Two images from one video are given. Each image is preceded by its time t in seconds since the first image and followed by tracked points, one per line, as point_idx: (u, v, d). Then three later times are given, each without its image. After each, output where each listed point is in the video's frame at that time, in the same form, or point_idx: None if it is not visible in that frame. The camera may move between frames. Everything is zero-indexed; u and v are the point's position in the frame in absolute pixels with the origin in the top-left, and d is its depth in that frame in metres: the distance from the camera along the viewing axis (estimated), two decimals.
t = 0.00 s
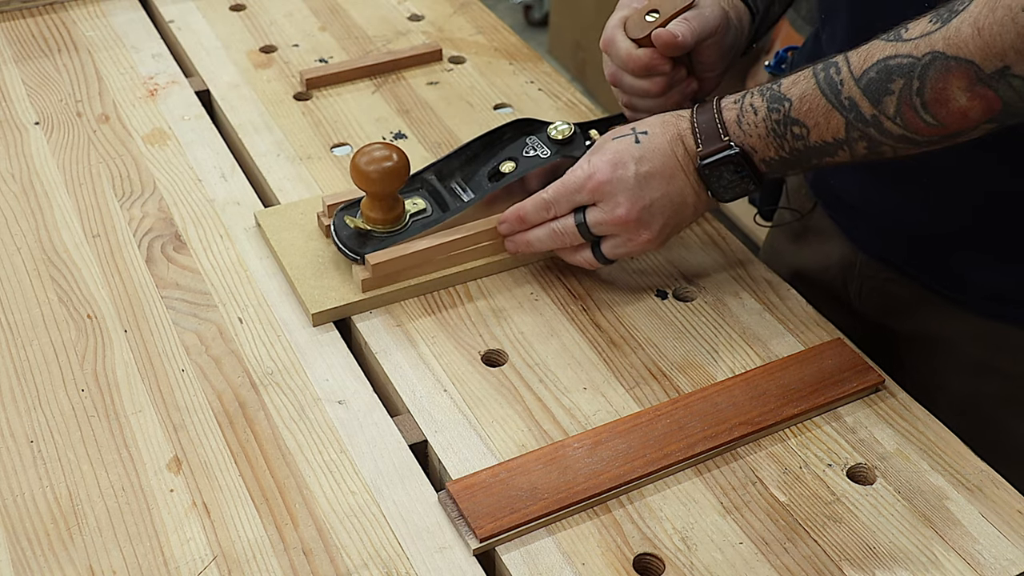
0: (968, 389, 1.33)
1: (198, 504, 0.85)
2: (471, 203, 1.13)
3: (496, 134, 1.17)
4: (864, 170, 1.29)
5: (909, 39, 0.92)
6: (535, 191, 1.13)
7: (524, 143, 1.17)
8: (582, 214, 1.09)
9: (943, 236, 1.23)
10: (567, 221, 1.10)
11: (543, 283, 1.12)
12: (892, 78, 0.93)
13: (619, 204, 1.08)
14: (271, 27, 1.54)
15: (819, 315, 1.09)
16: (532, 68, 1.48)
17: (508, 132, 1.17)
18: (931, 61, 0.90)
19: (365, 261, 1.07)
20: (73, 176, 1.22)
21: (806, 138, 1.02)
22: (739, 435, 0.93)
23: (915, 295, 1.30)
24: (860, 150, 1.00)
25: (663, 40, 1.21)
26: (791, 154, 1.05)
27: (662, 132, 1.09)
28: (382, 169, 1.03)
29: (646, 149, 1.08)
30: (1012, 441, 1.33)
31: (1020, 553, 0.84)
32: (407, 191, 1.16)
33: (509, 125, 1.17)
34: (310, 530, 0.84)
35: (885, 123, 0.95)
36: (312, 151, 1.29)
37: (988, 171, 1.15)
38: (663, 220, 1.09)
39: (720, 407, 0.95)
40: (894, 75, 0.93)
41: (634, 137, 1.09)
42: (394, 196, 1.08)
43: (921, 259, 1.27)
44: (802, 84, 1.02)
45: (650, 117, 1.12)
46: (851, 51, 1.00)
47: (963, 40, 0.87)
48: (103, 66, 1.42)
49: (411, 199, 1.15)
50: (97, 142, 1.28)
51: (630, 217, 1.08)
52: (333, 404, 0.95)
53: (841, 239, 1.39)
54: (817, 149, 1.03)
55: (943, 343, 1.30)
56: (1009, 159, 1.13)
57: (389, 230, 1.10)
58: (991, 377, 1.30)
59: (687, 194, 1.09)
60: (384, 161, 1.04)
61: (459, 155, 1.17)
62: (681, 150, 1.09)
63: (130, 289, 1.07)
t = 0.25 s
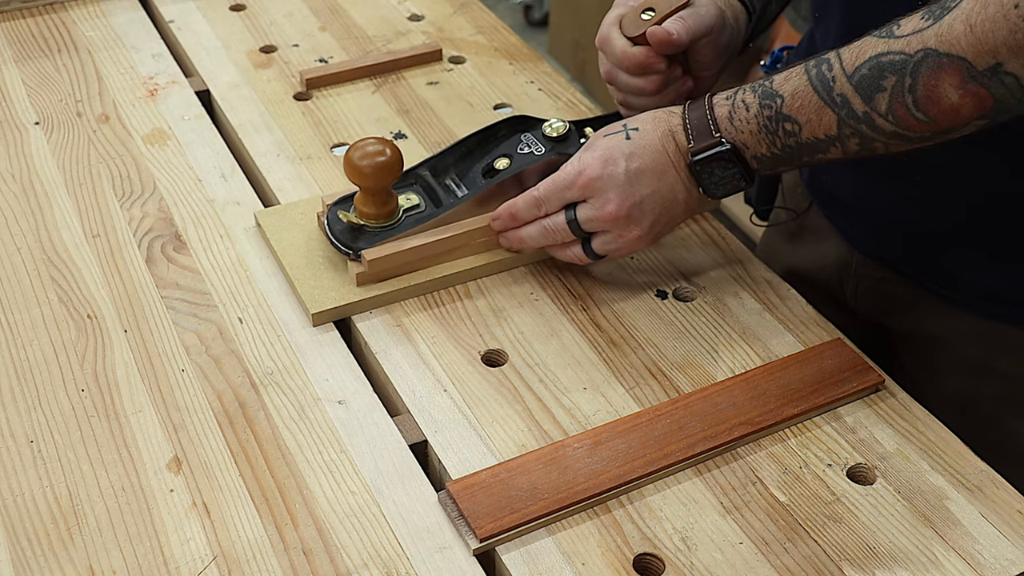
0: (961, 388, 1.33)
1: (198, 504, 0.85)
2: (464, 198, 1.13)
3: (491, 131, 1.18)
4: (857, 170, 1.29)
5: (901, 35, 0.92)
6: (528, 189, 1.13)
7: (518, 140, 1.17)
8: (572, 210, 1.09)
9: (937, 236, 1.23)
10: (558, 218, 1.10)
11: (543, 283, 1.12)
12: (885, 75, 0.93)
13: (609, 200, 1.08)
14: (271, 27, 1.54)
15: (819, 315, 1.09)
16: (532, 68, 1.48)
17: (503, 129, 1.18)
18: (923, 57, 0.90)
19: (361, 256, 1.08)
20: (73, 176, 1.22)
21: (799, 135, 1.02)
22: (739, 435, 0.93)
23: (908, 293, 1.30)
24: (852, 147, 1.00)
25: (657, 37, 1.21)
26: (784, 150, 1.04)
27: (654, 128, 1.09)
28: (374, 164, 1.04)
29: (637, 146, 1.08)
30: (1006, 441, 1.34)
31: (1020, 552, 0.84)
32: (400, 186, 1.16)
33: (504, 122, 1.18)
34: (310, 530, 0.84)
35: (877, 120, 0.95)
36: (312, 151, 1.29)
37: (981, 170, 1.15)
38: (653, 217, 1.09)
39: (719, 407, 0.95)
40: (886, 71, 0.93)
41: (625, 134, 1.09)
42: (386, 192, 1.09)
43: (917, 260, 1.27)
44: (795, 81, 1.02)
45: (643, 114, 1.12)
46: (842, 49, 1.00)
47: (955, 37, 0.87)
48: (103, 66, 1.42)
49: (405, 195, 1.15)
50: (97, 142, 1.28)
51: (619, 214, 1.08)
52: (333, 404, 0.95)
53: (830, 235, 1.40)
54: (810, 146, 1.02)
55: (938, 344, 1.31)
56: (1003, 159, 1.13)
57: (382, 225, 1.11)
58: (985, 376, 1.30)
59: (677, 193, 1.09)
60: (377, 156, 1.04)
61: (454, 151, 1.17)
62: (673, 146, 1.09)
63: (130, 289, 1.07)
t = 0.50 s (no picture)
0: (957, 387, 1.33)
1: (198, 504, 0.85)
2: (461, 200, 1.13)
3: (488, 135, 1.18)
4: (852, 168, 1.28)
5: (895, 32, 0.92)
6: (522, 189, 1.13)
7: (515, 144, 1.18)
8: (567, 209, 1.09)
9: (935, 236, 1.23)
10: (553, 218, 1.10)
11: (543, 283, 1.12)
12: (878, 72, 0.93)
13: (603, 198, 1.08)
14: (271, 27, 1.54)
15: (819, 315, 1.09)
16: (532, 68, 1.48)
17: (500, 134, 1.18)
18: (917, 55, 0.90)
19: (359, 255, 1.08)
20: (73, 176, 1.22)
21: (792, 132, 1.02)
22: (739, 435, 0.93)
23: (904, 292, 1.31)
24: (847, 144, 1.00)
25: (650, 38, 1.21)
26: (777, 147, 1.05)
27: (647, 126, 1.09)
28: (372, 164, 1.04)
29: (630, 143, 1.08)
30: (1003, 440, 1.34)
31: (1020, 552, 0.84)
32: (398, 190, 1.16)
33: (500, 126, 1.18)
34: (310, 531, 0.84)
35: (871, 118, 0.96)
36: (312, 151, 1.29)
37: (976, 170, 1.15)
38: (647, 214, 1.09)
39: (719, 407, 0.95)
40: (880, 69, 0.93)
41: (619, 132, 1.09)
42: (384, 192, 1.09)
43: (915, 260, 1.27)
44: (789, 78, 1.02)
45: (637, 111, 1.12)
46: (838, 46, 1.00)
47: (949, 34, 0.87)
48: (103, 66, 1.42)
49: (403, 198, 1.15)
50: (97, 142, 1.28)
51: (614, 211, 1.07)
52: (333, 404, 0.95)
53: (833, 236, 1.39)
54: (803, 143, 1.02)
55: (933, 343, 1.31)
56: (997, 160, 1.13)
57: (379, 226, 1.11)
58: (981, 375, 1.31)
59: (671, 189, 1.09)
60: (375, 156, 1.04)
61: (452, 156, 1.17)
62: (667, 144, 1.09)
63: (130, 289, 1.07)
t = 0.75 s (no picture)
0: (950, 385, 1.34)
1: (198, 504, 0.85)
2: (459, 203, 1.13)
3: (489, 139, 1.18)
4: (850, 165, 1.28)
5: (906, 34, 0.91)
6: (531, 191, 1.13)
7: (515, 148, 1.18)
8: (575, 214, 1.10)
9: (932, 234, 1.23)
10: (563, 223, 1.10)
11: (543, 283, 1.12)
12: (890, 74, 0.93)
13: (610, 201, 1.08)
14: (271, 27, 1.54)
15: (819, 315, 1.09)
16: (531, 68, 1.48)
17: (500, 138, 1.19)
18: (929, 57, 0.90)
19: (359, 254, 1.08)
20: (73, 176, 1.22)
21: (802, 133, 1.01)
22: (739, 435, 0.93)
23: (898, 291, 1.30)
24: (857, 145, 0.99)
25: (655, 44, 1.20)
26: (787, 148, 1.03)
27: (655, 127, 1.08)
28: (373, 164, 1.04)
29: (638, 145, 1.07)
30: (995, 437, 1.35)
31: (1020, 552, 0.84)
32: (398, 192, 1.16)
33: (501, 130, 1.19)
34: (310, 531, 0.84)
35: (882, 119, 0.95)
36: (312, 151, 1.29)
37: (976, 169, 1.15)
38: (656, 216, 1.09)
39: (719, 407, 0.95)
40: (891, 71, 0.93)
41: (627, 134, 1.08)
42: (385, 192, 1.09)
43: (912, 258, 1.26)
44: (798, 79, 1.01)
45: (645, 110, 1.11)
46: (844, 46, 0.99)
47: (961, 38, 0.87)
48: (103, 66, 1.42)
49: (404, 200, 1.15)
50: (97, 142, 1.28)
51: (622, 214, 1.08)
52: (333, 404, 0.95)
53: (825, 234, 1.39)
54: (813, 143, 1.01)
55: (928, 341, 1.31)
56: (997, 160, 1.13)
57: (380, 227, 1.11)
58: (975, 373, 1.31)
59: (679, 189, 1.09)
60: (376, 156, 1.04)
61: (453, 159, 1.18)
62: (675, 145, 1.07)
63: (130, 289, 1.07)
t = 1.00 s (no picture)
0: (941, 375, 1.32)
1: (198, 504, 0.85)
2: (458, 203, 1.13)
3: (489, 139, 1.18)
4: (843, 162, 1.27)
5: (931, 28, 0.92)
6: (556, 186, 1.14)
7: (515, 148, 1.18)
8: (597, 207, 1.10)
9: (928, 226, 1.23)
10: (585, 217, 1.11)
11: (543, 282, 1.12)
12: (915, 67, 0.93)
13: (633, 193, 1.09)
14: (271, 27, 1.54)
15: (819, 315, 1.09)
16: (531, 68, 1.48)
17: (501, 137, 1.18)
18: (956, 52, 0.90)
19: (359, 254, 1.08)
20: (73, 176, 1.22)
21: (824, 123, 1.02)
22: (739, 435, 0.93)
23: (887, 279, 1.31)
24: (880, 137, 1.00)
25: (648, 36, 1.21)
26: (809, 138, 1.04)
27: (674, 117, 1.08)
28: (373, 164, 1.04)
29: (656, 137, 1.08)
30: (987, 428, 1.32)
31: (1021, 553, 0.84)
32: (398, 192, 1.16)
33: (501, 130, 1.18)
34: (310, 531, 0.84)
35: (905, 111, 0.96)
36: (312, 151, 1.29)
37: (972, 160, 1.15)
38: (679, 206, 1.10)
39: (719, 407, 0.95)
40: (916, 64, 0.93)
41: (645, 125, 1.09)
42: (385, 192, 1.09)
43: (906, 249, 1.26)
44: (822, 69, 1.01)
45: (665, 102, 1.11)
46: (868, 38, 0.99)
47: (989, 33, 0.87)
48: (103, 66, 1.42)
49: (404, 200, 1.15)
50: (97, 142, 1.28)
51: (644, 205, 1.08)
52: (333, 404, 0.95)
53: (821, 231, 1.40)
54: (835, 134, 1.02)
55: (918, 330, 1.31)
56: (1001, 151, 1.12)
57: (380, 227, 1.11)
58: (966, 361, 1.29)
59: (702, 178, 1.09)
60: (376, 156, 1.04)
61: (453, 158, 1.17)
62: (694, 134, 1.08)
63: (131, 289, 1.07)
